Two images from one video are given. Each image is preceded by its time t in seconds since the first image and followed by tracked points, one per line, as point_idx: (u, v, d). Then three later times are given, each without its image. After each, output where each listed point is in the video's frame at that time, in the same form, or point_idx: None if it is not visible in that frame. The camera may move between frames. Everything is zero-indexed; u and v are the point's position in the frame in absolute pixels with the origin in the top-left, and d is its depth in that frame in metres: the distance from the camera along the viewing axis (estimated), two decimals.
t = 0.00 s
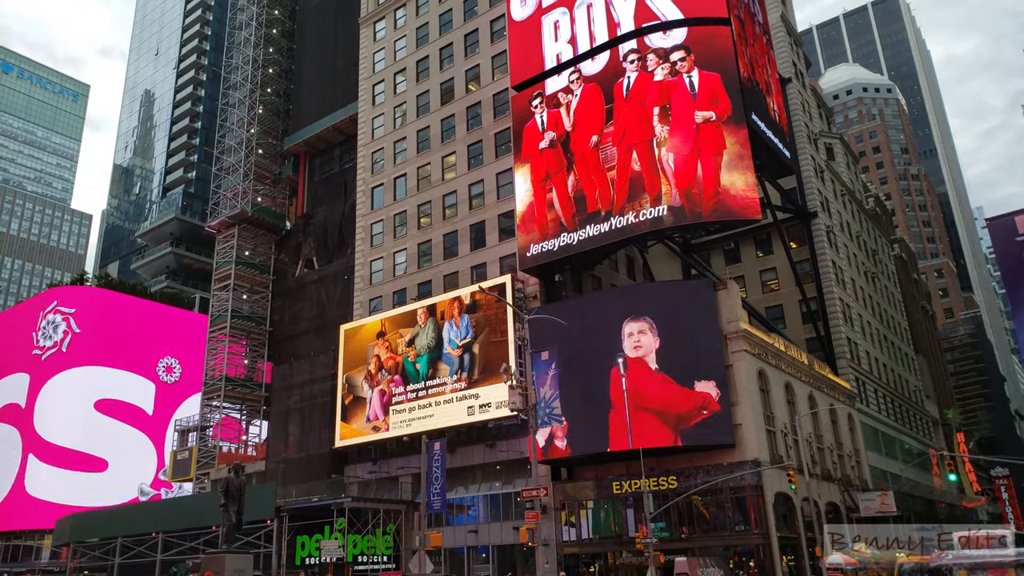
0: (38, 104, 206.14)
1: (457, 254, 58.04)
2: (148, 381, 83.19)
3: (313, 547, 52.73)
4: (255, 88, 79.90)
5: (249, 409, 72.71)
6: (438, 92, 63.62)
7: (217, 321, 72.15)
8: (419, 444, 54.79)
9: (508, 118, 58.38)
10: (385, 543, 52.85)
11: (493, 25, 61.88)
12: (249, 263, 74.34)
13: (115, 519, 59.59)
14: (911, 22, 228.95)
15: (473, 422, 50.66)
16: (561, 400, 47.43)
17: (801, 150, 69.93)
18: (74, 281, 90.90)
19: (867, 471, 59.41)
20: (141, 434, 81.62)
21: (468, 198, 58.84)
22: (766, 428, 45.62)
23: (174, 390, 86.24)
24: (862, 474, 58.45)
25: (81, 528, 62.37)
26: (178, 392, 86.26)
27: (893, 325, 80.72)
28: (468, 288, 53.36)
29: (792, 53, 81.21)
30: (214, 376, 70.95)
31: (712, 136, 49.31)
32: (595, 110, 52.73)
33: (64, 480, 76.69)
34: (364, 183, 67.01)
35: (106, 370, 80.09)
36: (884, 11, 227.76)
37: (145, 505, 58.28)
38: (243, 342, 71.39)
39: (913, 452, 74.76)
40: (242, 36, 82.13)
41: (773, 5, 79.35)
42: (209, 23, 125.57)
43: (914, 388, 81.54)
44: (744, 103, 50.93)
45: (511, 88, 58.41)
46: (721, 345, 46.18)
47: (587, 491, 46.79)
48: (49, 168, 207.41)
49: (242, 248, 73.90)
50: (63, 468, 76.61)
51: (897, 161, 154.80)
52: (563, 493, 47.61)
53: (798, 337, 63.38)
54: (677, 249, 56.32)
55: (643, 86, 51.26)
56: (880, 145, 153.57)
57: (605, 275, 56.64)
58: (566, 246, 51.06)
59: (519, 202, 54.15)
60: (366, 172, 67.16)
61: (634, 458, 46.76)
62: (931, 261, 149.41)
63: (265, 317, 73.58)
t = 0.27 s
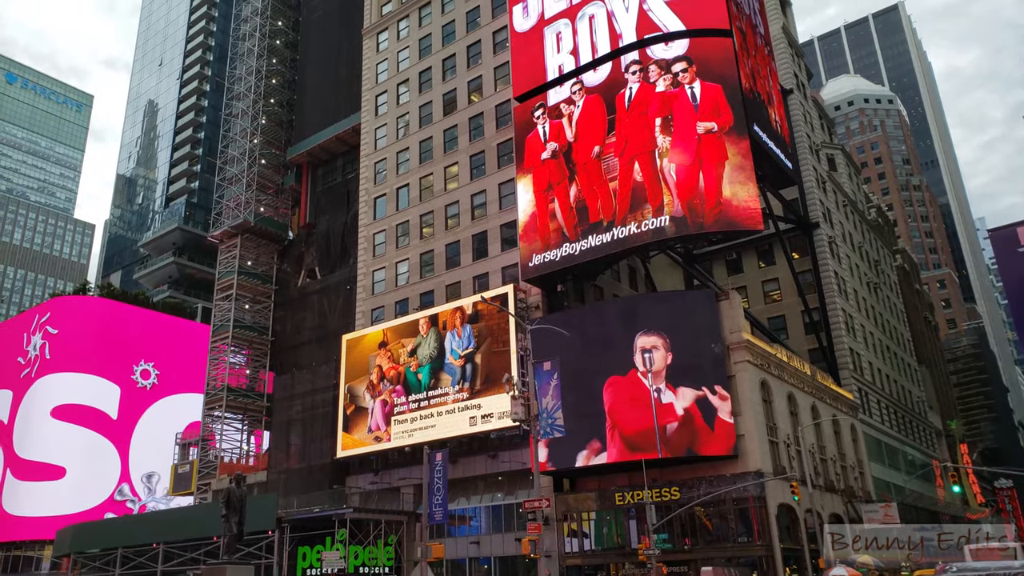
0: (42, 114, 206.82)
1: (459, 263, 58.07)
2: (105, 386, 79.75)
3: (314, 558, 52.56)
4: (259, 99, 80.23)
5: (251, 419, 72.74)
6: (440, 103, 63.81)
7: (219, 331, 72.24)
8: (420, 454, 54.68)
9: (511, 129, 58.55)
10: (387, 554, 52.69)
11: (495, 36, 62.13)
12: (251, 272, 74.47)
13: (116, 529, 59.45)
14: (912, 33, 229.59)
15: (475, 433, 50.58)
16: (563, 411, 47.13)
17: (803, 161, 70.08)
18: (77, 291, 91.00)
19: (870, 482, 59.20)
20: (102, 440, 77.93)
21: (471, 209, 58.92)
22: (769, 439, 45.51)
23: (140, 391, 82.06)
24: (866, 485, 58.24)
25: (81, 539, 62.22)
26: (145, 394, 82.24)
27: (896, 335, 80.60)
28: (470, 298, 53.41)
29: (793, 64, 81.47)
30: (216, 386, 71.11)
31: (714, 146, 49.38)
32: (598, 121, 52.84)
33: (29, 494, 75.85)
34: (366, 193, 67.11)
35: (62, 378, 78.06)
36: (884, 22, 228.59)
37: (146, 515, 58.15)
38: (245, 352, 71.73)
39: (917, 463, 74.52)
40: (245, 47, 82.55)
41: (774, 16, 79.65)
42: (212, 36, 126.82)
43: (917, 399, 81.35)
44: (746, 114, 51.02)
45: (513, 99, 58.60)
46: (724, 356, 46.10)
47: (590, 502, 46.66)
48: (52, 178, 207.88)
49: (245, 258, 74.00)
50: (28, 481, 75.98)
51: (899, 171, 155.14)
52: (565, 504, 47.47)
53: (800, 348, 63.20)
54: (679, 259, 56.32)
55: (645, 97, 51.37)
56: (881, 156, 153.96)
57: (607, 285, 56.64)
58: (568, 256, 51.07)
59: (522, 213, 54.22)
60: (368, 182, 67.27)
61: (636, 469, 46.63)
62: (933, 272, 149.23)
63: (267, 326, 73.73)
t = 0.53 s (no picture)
0: (46, 126, 207.43)
1: (461, 273, 58.04)
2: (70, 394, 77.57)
3: (315, 570, 52.17)
4: (262, 110, 80.49)
5: (252, 429, 71.91)
6: (443, 114, 63.95)
7: (221, 341, 72.18)
8: (422, 465, 54.51)
9: (513, 140, 58.66)
10: (388, 566, 52.37)
11: (497, 48, 62.35)
12: (253, 282, 74.56)
13: (115, 541, 59.17)
14: (912, 45, 230.27)
15: (477, 444, 50.41)
16: (566, 422, 46.90)
17: (804, 172, 70.23)
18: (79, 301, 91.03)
19: (874, 494, 58.96)
20: (65, 450, 75.68)
21: (473, 219, 58.92)
22: (772, 450, 45.34)
23: (107, 396, 79.28)
24: (869, 496, 57.99)
25: (81, 551, 61.92)
26: (114, 397, 79.56)
27: (899, 346, 80.48)
28: (472, 308, 53.38)
29: (794, 76, 81.72)
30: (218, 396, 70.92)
31: (715, 158, 49.41)
32: (599, 132, 52.93)
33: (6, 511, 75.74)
34: (369, 204, 67.14)
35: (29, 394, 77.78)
36: (884, 35, 229.21)
37: (146, 526, 57.89)
38: (247, 362, 71.76)
39: (921, 475, 74.26)
40: (249, 59, 82.88)
41: (775, 28, 79.88)
42: (216, 48, 127.65)
43: (921, 410, 81.15)
44: (747, 125, 51.10)
45: (515, 111, 58.76)
46: (727, 367, 46.00)
47: (592, 514, 46.43)
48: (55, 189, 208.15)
49: (247, 268, 74.06)
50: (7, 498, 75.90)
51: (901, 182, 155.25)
52: (567, 515, 47.26)
53: (803, 359, 63.04)
54: (681, 270, 56.27)
55: (646, 108, 51.46)
56: (883, 167, 154.14)
57: (609, 296, 56.60)
58: (570, 266, 51.03)
59: (523, 223, 54.25)
60: (371, 193, 67.32)
61: (639, 481, 46.42)
62: (936, 282, 149.01)
63: (270, 336, 73.84)
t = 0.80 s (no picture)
0: (49, 143, 208.41)
1: (463, 290, 57.85)
2: (37, 411, 75.82)
3: None
4: (265, 128, 80.69)
5: (252, 447, 71.45)
6: (446, 132, 64.07)
7: (222, 358, 71.78)
8: (424, 485, 54.06)
9: (515, 158, 58.72)
10: None
11: (500, 68, 62.58)
12: (255, 300, 74.41)
13: (114, 560, 58.59)
14: (910, 65, 231.65)
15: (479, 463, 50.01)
16: (569, 441, 46.42)
17: (806, 191, 70.35)
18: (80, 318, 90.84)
19: (880, 514, 58.43)
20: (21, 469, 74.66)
21: (475, 236, 58.83)
22: (776, 470, 44.93)
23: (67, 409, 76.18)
24: (875, 516, 57.45)
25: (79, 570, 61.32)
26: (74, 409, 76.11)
27: (903, 365, 80.15)
28: (474, 325, 53.16)
29: (795, 95, 82.06)
30: (218, 414, 70.55)
31: (717, 176, 49.37)
32: (600, 150, 52.95)
33: None
34: (371, 221, 67.09)
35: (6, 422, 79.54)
36: (883, 54, 230.56)
37: (145, 545, 57.33)
38: (248, 380, 71.32)
39: (928, 495, 73.68)
40: (253, 78, 83.28)
41: (775, 47, 80.28)
42: (221, 67, 128.45)
43: (926, 428, 80.66)
44: (748, 144, 51.06)
45: (517, 129, 58.87)
46: (730, 385, 45.73)
47: (596, 534, 46.00)
48: (59, 206, 208.43)
49: (249, 285, 73.97)
50: None
51: (902, 200, 155.56)
52: (571, 535, 46.78)
53: (807, 377, 62.69)
54: (683, 287, 56.10)
55: (647, 126, 51.47)
56: (884, 185, 154.54)
57: (612, 313, 56.37)
58: (573, 283, 50.86)
59: (525, 240, 54.19)
60: (373, 210, 67.27)
61: (643, 500, 46.00)
62: (939, 300, 148.59)
63: (271, 354, 73.56)
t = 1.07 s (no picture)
0: (54, 168, 209.92)
1: (465, 314, 57.74)
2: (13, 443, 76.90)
3: None
4: (269, 154, 81.20)
5: (252, 473, 70.97)
6: (448, 157, 64.33)
7: (223, 384, 71.62)
8: (425, 512, 53.58)
9: (517, 182, 58.90)
10: None
11: (502, 94, 62.99)
12: (257, 324, 74.35)
13: None
14: (910, 91, 233.13)
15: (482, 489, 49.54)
16: (572, 467, 46.07)
17: (808, 215, 70.46)
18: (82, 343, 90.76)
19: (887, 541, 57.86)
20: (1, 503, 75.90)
21: (477, 260, 58.84)
22: (782, 497, 44.51)
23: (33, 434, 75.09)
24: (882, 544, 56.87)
25: None
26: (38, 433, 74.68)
27: (908, 390, 79.78)
28: (476, 350, 52.97)
29: (796, 120, 82.43)
30: (219, 440, 70.18)
31: (718, 201, 49.38)
32: (602, 175, 53.13)
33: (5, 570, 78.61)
34: (374, 245, 67.12)
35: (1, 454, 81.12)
36: (882, 81, 232.40)
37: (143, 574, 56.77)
38: (249, 405, 71.06)
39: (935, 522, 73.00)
40: (258, 104, 83.88)
41: (775, 74, 80.88)
42: (225, 93, 129.50)
43: (932, 454, 80.08)
44: (750, 169, 51.16)
45: (519, 154, 59.12)
46: (735, 411, 45.45)
47: (599, 563, 45.52)
48: (63, 232, 208.80)
49: (251, 309, 73.96)
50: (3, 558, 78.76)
51: (904, 225, 155.79)
52: (574, 564, 46.27)
53: (811, 402, 62.34)
54: (686, 312, 55.96)
55: (649, 151, 51.63)
56: (885, 210, 154.99)
57: (615, 337, 56.17)
58: (575, 307, 50.79)
59: (528, 264, 54.24)
60: (376, 235, 67.33)
61: (647, 528, 45.55)
62: (943, 325, 148.24)
63: (272, 379, 73.23)
